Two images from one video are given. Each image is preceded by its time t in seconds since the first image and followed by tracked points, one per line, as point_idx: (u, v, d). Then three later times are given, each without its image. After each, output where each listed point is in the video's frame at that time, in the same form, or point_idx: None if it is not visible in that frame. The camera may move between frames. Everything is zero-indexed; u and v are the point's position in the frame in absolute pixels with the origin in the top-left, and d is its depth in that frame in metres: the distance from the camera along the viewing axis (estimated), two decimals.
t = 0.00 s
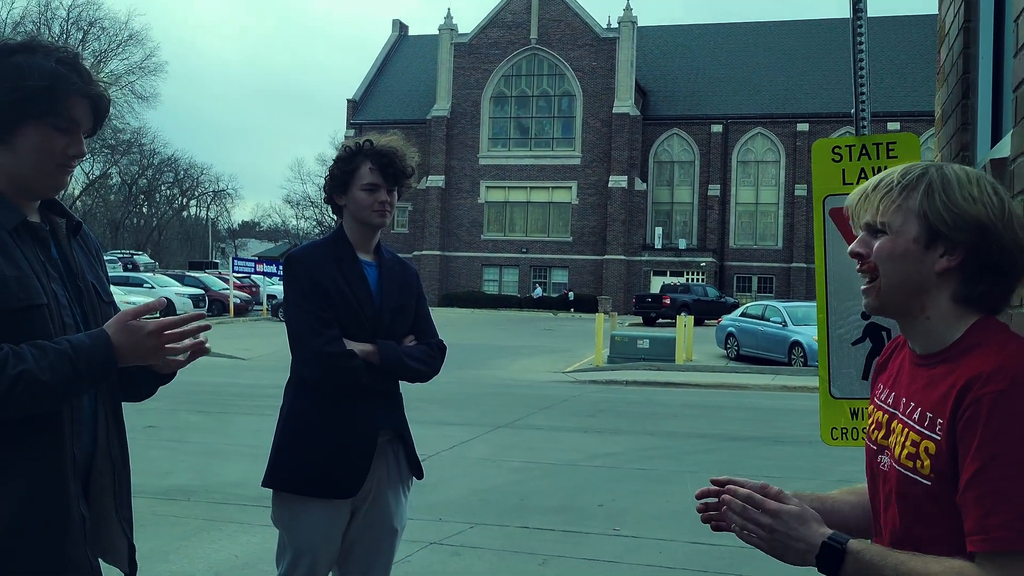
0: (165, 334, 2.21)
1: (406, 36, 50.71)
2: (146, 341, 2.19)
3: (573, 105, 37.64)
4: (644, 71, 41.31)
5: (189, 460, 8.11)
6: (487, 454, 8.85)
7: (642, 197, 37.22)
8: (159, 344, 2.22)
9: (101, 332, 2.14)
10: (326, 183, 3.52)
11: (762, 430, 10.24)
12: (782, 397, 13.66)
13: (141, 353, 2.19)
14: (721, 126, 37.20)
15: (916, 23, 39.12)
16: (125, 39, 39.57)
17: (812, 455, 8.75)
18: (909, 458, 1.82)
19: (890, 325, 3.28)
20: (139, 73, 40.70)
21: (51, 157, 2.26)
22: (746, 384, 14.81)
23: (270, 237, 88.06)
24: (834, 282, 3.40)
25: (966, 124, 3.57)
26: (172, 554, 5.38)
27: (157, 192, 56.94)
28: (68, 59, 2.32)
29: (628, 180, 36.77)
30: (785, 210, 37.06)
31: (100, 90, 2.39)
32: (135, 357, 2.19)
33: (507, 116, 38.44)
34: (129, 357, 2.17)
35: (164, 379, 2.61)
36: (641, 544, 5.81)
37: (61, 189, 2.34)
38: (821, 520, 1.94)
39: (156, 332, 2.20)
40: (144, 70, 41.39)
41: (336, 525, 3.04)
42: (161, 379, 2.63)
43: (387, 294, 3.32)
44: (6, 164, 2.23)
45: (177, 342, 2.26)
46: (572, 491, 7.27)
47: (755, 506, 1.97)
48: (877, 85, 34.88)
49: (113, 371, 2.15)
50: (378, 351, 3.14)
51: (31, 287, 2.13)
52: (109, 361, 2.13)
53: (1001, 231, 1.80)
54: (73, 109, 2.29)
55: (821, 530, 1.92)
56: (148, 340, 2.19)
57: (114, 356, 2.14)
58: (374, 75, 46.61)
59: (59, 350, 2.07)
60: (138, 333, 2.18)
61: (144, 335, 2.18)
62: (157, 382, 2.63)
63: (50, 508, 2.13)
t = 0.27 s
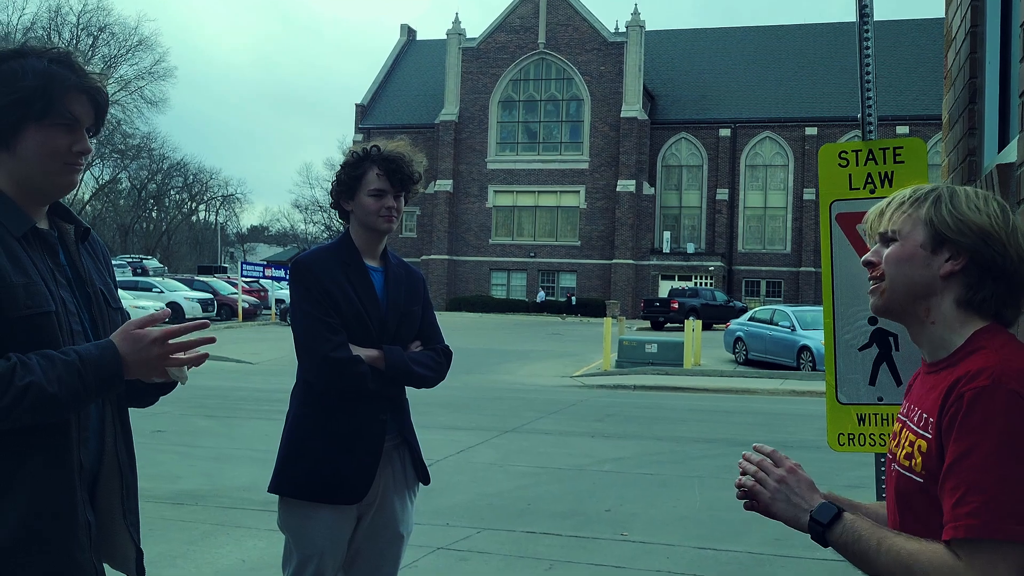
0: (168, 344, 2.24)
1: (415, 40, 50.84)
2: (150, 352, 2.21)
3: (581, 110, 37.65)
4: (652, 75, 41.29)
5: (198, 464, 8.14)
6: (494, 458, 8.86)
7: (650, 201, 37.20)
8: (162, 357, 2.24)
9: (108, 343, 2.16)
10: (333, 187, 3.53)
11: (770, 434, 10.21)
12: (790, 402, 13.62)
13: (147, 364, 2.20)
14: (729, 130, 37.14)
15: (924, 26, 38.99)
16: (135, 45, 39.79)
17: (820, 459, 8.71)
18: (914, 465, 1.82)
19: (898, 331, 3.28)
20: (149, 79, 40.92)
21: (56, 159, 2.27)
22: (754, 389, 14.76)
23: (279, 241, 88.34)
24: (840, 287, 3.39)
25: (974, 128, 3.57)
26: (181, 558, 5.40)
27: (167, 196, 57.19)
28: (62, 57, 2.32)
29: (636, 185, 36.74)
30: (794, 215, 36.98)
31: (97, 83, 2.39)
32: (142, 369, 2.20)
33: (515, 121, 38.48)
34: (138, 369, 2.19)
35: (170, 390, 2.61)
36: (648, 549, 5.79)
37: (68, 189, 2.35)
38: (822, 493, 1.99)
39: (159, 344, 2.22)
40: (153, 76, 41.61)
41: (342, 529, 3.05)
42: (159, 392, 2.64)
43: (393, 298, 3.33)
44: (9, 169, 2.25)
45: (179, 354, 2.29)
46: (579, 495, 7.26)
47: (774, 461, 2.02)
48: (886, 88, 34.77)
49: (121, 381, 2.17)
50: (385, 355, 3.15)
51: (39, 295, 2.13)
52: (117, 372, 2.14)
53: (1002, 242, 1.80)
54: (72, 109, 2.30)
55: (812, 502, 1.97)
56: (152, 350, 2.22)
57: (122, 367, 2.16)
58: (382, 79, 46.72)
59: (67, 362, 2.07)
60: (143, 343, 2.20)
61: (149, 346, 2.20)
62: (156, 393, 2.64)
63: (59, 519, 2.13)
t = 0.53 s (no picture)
0: (166, 355, 2.24)
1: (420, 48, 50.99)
2: (151, 365, 2.21)
3: (586, 116, 37.68)
4: (657, 81, 41.33)
5: (202, 471, 8.15)
6: (499, 465, 8.84)
7: (655, 207, 37.19)
8: (161, 369, 2.24)
9: (110, 356, 2.16)
10: (337, 195, 3.55)
11: (776, 441, 10.19)
12: (796, 409, 13.58)
13: (148, 378, 2.20)
14: (735, 136, 37.12)
15: (930, 33, 38.93)
16: (141, 53, 39.99)
17: (825, 467, 8.68)
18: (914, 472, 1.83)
19: (901, 338, 3.27)
20: (155, 86, 41.08)
21: (52, 164, 2.28)
22: (760, 396, 14.73)
23: (285, 247, 88.52)
24: (843, 294, 3.38)
25: (976, 136, 3.58)
26: (185, 565, 5.40)
27: (174, 203, 57.36)
28: (49, 61, 2.33)
29: (641, 191, 36.75)
30: (799, 221, 36.92)
31: (86, 85, 2.38)
32: (143, 381, 2.20)
33: (520, 128, 38.53)
34: (139, 383, 2.19)
35: (173, 407, 2.64)
36: (653, 557, 5.77)
37: (67, 193, 2.36)
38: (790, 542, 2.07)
39: (157, 357, 2.22)
40: (160, 84, 41.78)
41: (344, 537, 3.05)
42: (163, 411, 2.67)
43: (396, 307, 3.34)
44: (7, 177, 2.26)
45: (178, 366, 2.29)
46: (583, 503, 7.24)
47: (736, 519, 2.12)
48: (892, 94, 34.71)
49: (123, 395, 2.16)
50: (387, 363, 3.15)
51: (44, 303, 2.15)
52: (120, 385, 2.14)
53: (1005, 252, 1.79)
54: (64, 111, 2.31)
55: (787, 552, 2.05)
56: (152, 362, 2.21)
57: (125, 381, 2.15)
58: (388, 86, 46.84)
59: (73, 374, 2.07)
60: (143, 356, 2.19)
61: (148, 357, 2.19)
62: (161, 413, 2.67)
63: (63, 525, 2.14)
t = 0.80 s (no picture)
0: (159, 358, 2.18)
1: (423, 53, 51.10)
2: (143, 368, 2.16)
3: (589, 121, 37.74)
4: (660, 86, 41.37)
5: (206, 475, 8.16)
6: (501, 469, 8.85)
7: (658, 212, 37.21)
8: (154, 372, 2.18)
9: (101, 357, 2.12)
10: (338, 200, 3.55)
11: (778, 446, 10.18)
12: (798, 413, 13.58)
13: (140, 379, 2.16)
14: (738, 141, 37.14)
15: (932, 38, 38.96)
16: (146, 58, 40.12)
17: (827, 471, 8.67)
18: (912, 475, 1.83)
19: (901, 342, 3.28)
20: (159, 91, 41.19)
21: (52, 166, 2.30)
22: (762, 400, 14.72)
23: (288, 252, 88.66)
24: (843, 298, 3.40)
25: (975, 140, 3.60)
26: (187, 569, 5.41)
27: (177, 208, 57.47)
28: (45, 64, 2.34)
29: (644, 196, 36.77)
30: (802, 226, 36.92)
31: (82, 85, 2.40)
32: (137, 382, 2.16)
33: (523, 133, 38.59)
34: (133, 387, 2.15)
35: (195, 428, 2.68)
36: (655, 561, 5.77)
37: (69, 197, 2.38)
38: None
39: (149, 361, 2.16)
40: (164, 89, 41.91)
41: (345, 542, 3.05)
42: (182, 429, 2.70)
43: (398, 313, 3.35)
44: (9, 182, 2.28)
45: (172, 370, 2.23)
46: (586, 507, 7.24)
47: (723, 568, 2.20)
48: (895, 100, 34.72)
49: (116, 399, 2.14)
50: (388, 367, 3.16)
51: (41, 304, 2.15)
52: (113, 390, 2.12)
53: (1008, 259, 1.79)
54: (62, 115, 2.32)
55: None
56: (145, 365, 2.16)
57: (117, 384, 2.12)
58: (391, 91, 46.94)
59: (65, 378, 2.07)
60: (133, 358, 2.14)
61: (140, 359, 2.14)
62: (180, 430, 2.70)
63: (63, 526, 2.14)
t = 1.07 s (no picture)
0: (176, 388, 2.24)
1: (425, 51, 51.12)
2: (163, 396, 2.21)
3: (590, 120, 37.74)
4: (662, 85, 41.35)
5: (208, 474, 8.16)
6: (502, 468, 8.85)
7: (659, 211, 37.22)
8: (171, 401, 2.23)
9: (120, 375, 2.16)
10: (340, 198, 3.56)
11: (779, 444, 10.18)
12: (800, 412, 13.57)
13: (157, 405, 2.20)
14: (739, 140, 37.15)
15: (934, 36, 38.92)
16: (147, 57, 40.16)
17: (829, 470, 8.67)
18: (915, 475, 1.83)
19: (903, 340, 3.28)
20: (161, 90, 41.21)
21: (60, 164, 2.31)
22: (764, 399, 14.71)
23: (290, 251, 88.68)
24: (844, 296, 3.41)
25: (977, 138, 3.60)
26: (189, 567, 5.41)
27: (179, 207, 57.49)
28: (52, 63, 2.35)
29: (645, 195, 36.78)
30: (804, 224, 36.90)
31: (90, 85, 2.42)
32: (153, 408, 2.21)
33: (524, 131, 38.60)
34: (149, 410, 2.19)
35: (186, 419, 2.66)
36: (657, 560, 5.77)
37: (74, 193, 2.38)
38: None
39: (168, 391, 2.22)
40: (165, 87, 41.92)
41: (347, 541, 3.06)
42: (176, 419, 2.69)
43: (400, 311, 3.35)
44: (16, 178, 2.29)
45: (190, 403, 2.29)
46: (587, 506, 7.24)
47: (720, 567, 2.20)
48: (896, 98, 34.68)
49: (129, 416, 2.17)
50: (390, 365, 3.17)
51: (48, 305, 2.16)
52: (126, 407, 2.15)
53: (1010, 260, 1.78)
54: (68, 112, 2.33)
55: None
56: (165, 395, 2.22)
57: (131, 403, 2.16)
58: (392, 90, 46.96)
59: (76, 388, 2.08)
60: (155, 385, 2.20)
61: (160, 388, 2.20)
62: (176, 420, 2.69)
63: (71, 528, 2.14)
